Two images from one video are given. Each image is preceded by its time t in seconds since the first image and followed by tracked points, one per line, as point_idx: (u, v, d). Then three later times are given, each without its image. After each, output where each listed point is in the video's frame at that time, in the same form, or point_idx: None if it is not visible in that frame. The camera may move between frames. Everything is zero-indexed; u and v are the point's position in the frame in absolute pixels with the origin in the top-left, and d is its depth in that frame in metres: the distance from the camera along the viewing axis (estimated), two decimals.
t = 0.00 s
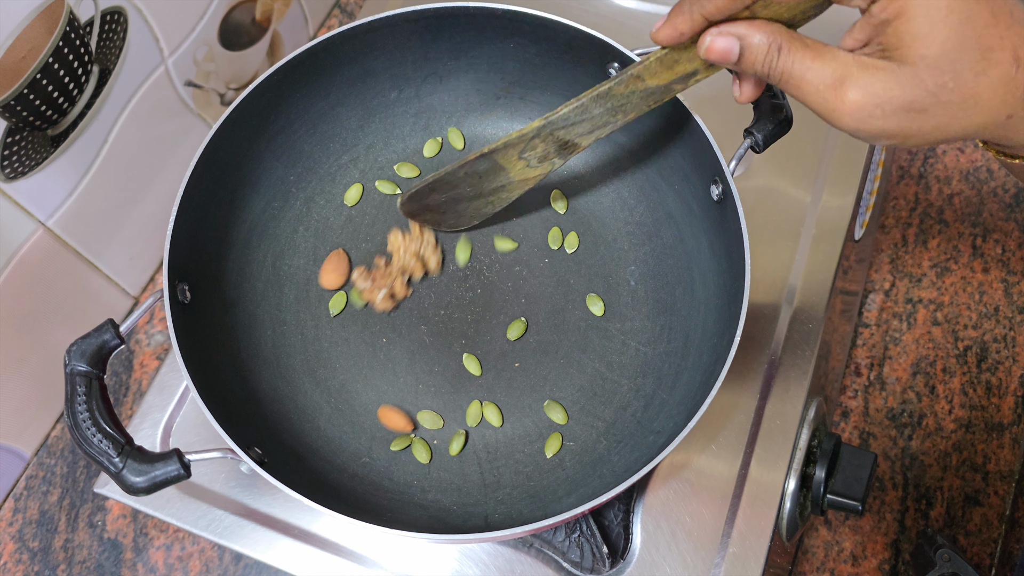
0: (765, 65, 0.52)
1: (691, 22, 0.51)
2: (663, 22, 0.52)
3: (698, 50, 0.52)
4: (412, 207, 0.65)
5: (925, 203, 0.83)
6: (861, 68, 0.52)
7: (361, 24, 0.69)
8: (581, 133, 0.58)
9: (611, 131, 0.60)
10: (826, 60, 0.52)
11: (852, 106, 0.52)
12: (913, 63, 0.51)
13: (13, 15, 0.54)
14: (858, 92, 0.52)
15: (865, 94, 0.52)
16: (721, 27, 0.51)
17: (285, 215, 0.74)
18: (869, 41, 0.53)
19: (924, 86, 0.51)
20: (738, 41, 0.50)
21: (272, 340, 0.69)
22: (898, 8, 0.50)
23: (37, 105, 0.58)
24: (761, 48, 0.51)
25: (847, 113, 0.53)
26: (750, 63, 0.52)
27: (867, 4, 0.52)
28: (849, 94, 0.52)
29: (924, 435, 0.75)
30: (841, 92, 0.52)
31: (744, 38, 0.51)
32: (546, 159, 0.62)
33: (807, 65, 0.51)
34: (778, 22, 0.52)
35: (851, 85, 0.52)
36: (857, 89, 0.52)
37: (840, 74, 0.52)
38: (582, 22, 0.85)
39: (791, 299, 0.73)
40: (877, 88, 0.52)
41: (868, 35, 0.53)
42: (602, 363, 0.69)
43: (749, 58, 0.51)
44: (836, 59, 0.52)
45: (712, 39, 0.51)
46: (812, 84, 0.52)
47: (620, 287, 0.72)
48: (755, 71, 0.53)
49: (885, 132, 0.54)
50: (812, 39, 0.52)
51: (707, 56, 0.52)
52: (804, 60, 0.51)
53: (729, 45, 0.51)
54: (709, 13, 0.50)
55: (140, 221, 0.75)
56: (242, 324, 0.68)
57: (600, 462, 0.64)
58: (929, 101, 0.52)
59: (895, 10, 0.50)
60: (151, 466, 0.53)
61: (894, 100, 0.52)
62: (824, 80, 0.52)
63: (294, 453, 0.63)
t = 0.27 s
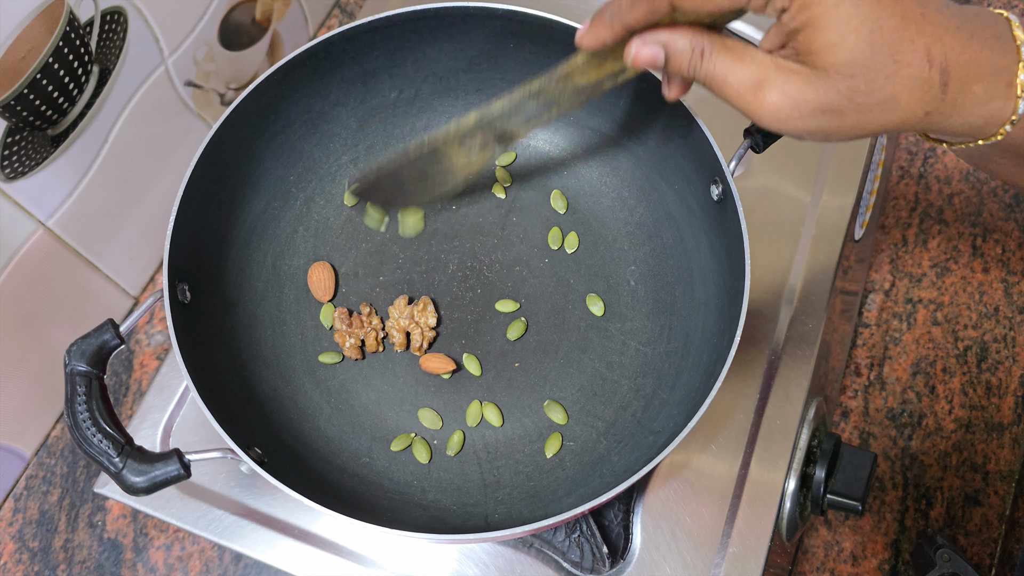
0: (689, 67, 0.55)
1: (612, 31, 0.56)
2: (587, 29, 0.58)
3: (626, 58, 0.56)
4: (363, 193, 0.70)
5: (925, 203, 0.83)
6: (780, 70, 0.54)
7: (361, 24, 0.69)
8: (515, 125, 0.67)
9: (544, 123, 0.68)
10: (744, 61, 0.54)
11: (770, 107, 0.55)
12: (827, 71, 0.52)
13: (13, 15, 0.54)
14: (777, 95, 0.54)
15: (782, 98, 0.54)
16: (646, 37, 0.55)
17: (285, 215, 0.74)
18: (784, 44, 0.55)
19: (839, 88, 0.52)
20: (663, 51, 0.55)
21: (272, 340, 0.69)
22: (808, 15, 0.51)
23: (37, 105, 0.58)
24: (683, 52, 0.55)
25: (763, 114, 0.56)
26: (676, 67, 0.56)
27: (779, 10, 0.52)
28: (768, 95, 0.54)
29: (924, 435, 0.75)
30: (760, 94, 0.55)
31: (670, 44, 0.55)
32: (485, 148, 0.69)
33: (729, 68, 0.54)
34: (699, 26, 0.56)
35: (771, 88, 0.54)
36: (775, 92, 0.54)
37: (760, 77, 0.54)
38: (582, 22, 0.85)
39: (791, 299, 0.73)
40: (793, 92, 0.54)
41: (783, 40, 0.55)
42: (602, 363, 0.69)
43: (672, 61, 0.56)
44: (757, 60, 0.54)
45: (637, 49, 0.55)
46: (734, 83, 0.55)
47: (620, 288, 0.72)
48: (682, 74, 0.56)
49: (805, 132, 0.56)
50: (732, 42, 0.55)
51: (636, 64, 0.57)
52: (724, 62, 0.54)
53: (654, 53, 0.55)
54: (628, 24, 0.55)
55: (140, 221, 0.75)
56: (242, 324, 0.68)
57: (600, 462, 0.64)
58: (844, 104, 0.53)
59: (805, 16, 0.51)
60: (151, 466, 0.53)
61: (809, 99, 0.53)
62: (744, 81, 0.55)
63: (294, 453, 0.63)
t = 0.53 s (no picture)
0: (616, 52, 0.56)
1: (542, 19, 0.52)
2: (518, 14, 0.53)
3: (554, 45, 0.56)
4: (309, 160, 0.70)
5: (925, 203, 0.83)
6: (699, 57, 0.54)
7: (361, 24, 0.69)
8: (455, 97, 0.63)
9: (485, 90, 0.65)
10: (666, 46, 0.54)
11: (695, 96, 0.55)
12: (745, 66, 0.52)
13: (13, 15, 0.54)
14: (699, 84, 0.54)
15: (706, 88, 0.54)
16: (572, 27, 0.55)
17: (285, 216, 0.74)
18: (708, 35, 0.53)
19: (759, 84, 0.53)
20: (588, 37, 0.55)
21: (272, 340, 0.69)
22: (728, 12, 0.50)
23: (37, 105, 0.58)
24: (610, 40, 0.55)
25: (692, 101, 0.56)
26: (603, 53, 0.56)
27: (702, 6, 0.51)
28: (691, 86, 0.55)
29: (924, 435, 0.75)
30: (682, 83, 0.55)
31: (596, 32, 0.55)
32: (427, 118, 0.65)
33: (654, 53, 0.55)
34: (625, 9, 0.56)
35: (693, 77, 0.54)
36: (699, 83, 0.54)
37: (682, 65, 0.54)
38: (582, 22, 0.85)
39: (791, 299, 0.73)
40: (714, 83, 0.54)
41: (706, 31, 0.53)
42: (602, 363, 0.69)
43: (602, 47, 0.56)
44: (678, 48, 0.54)
45: (565, 39, 0.55)
46: (656, 70, 0.55)
47: (620, 288, 0.72)
48: (612, 58, 0.57)
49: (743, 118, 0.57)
50: (660, 28, 0.55)
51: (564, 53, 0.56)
52: (649, 48, 0.55)
53: (581, 42, 0.55)
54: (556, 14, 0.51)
55: (140, 221, 0.75)
56: (242, 324, 0.68)
57: (600, 462, 0.64)
58: (764, 96, 0.54)
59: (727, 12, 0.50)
60: (151, 466, 0.53)
61: (728, 91, 0.54)
62: (666, 66, 0.55)
63: (294, 453, 0.63)
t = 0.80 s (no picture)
0: (773, 177, 0.46)
1: (686, 191, 0.43)
2: (652, 195, 0.44)
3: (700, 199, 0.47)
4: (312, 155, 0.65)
5: (925, 203, 0.83)
6: (885, 142, 0.44)
7: (361, 24, 0.69)
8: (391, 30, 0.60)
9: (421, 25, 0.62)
10: (831, 147, 0.44)
11: (885, 182, 0.44)
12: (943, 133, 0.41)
13: (13, 15, 0.54)
14: (889, 168, 0.44)
15: (893, 168, 0.44)
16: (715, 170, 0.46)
17: (285, 215, 0.74)
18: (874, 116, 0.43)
19: (905, 160, 0.43)
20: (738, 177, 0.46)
21: (272, 340, 0.69)
22: (908, 86, 0.39)
23: (37, 105, 0.58)
24: (763, 169, 0.46)
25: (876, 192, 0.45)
26: (758, 184, 0.47)
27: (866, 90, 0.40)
28: (877, 170, 0.44)
29: (924, 435, 0.75)
30: (867, 172, 0.44)
31: (747, 164, 0.46)
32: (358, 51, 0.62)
33: (808, 154, 0.45)
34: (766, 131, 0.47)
35: (877, 164, 0.44)
36: (883, 167, 0.44)
37: (858, 157, 0.44)
38: (582, 22, 0.85)
39: (791, 299, 0.73)
40: (904, 162, 0.43)
41: (872, 113, 0.43)
42: (602, 363, 0.69)
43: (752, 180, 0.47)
44: (845, 143, 0.44)
45: (711, 186, 0.46)
46: (829, 173, 0.45)
47: (620, 287, 0.72)
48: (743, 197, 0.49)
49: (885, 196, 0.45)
50: (808, 133, 0.46)
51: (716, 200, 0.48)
52: (803, 154, 0.45)
53: (732, 182, 0.46)
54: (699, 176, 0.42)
55: (140, 221, 0.75)
56: (242, 325, 0.68)
57: (600, 462, 0.64)
58: (958, 154, 0.43)
59: (906, 88, 0.39)
60: (151, 466, 0.53)
61: (921, 171, 0.44)
62: (840, 165, 0.44)
63: (294, 453, 0.63)
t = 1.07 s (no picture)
0: (772, 135, 0.54)
1: (687, 117, 0.53)
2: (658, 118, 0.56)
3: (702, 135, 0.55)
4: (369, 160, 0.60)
5: (925, 203, 0.83)
6: (875, 126, 0.51)
7: (361, 24, 0.69)
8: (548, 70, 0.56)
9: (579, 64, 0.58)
10: (836, 122, 0.52)
11: (865, 167, 0.51)
12: (932, 126, 0.48)
13: (13, 15, 0.54)
14: (875, 152, 0.51)
15: (881, 156, 0.51)
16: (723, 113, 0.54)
17: (285, 215, 0.74)
18: (876, 103, 0.51)
19: (946, 139, 0.48)
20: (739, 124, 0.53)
21: (272, 340, 0.69)
22: (908, 74, 0.46)
23: (37, 105, 0.58)
24: (762, 120, 0.54)
25: (866, 171, 0.52)
26: (756, 136, 0.55)
27: (873, 74, 0.48)
28: (865, 154, 0.51)
29: (924, 436, 0.75)
30: (855, 155, 0.51)
31: (747, 117, 0.54)
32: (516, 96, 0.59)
33: (817, 126, 0.52)
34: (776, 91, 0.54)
35: (868, 147, 0.51)
36: (873, 151, 0.51)
37: (853, 138, 0.51)
38: (582, 22, 0.85)
39: (791, 300, 0.73)
40: (895, 150, 0.50)
41: (875, 99, 0.50)
42: (602, 363, 0.69)
43: (754, 132, 0.55)
44: (849, 119, 0.51)
45: (713, 125, 0.54)
46: (822, 146, 0.52)
47: (620, 287, 0.72)
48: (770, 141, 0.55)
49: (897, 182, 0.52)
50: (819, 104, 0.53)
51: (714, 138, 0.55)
52: (811, 126, 0.52)
53: (732, 126, 0.53)
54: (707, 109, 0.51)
55: (140, 221, 0.75)
56: (242, 324, 0.68)
57: (600, 462, 0.64)
58: (947, 153, 0.49)
59: (906, 76, 0.47)
60: (151, 466, 0.53)
61: (915, 155, 0.50)
62: (836, 142, 0.52)
63: (294, 453, 0.63)
